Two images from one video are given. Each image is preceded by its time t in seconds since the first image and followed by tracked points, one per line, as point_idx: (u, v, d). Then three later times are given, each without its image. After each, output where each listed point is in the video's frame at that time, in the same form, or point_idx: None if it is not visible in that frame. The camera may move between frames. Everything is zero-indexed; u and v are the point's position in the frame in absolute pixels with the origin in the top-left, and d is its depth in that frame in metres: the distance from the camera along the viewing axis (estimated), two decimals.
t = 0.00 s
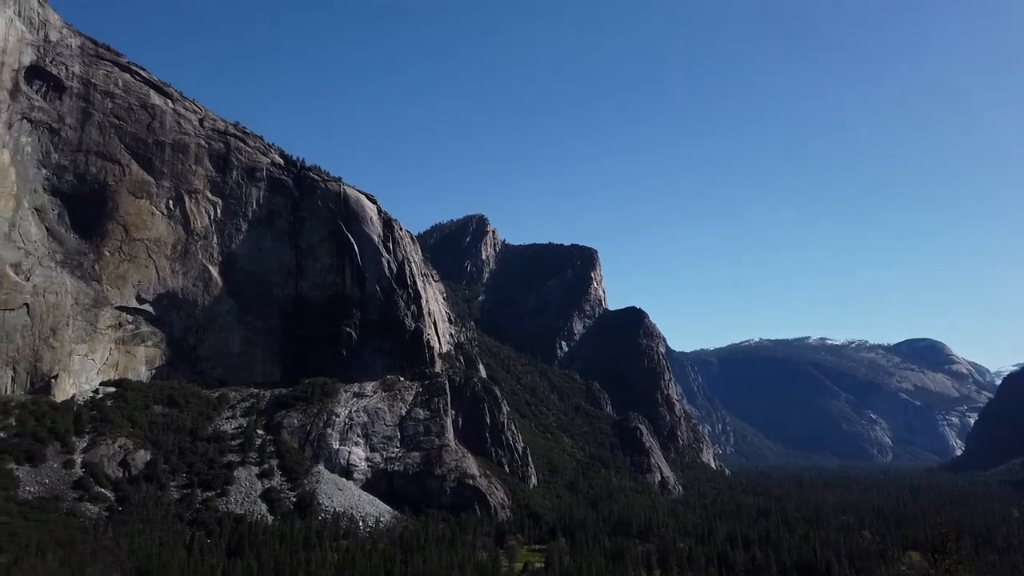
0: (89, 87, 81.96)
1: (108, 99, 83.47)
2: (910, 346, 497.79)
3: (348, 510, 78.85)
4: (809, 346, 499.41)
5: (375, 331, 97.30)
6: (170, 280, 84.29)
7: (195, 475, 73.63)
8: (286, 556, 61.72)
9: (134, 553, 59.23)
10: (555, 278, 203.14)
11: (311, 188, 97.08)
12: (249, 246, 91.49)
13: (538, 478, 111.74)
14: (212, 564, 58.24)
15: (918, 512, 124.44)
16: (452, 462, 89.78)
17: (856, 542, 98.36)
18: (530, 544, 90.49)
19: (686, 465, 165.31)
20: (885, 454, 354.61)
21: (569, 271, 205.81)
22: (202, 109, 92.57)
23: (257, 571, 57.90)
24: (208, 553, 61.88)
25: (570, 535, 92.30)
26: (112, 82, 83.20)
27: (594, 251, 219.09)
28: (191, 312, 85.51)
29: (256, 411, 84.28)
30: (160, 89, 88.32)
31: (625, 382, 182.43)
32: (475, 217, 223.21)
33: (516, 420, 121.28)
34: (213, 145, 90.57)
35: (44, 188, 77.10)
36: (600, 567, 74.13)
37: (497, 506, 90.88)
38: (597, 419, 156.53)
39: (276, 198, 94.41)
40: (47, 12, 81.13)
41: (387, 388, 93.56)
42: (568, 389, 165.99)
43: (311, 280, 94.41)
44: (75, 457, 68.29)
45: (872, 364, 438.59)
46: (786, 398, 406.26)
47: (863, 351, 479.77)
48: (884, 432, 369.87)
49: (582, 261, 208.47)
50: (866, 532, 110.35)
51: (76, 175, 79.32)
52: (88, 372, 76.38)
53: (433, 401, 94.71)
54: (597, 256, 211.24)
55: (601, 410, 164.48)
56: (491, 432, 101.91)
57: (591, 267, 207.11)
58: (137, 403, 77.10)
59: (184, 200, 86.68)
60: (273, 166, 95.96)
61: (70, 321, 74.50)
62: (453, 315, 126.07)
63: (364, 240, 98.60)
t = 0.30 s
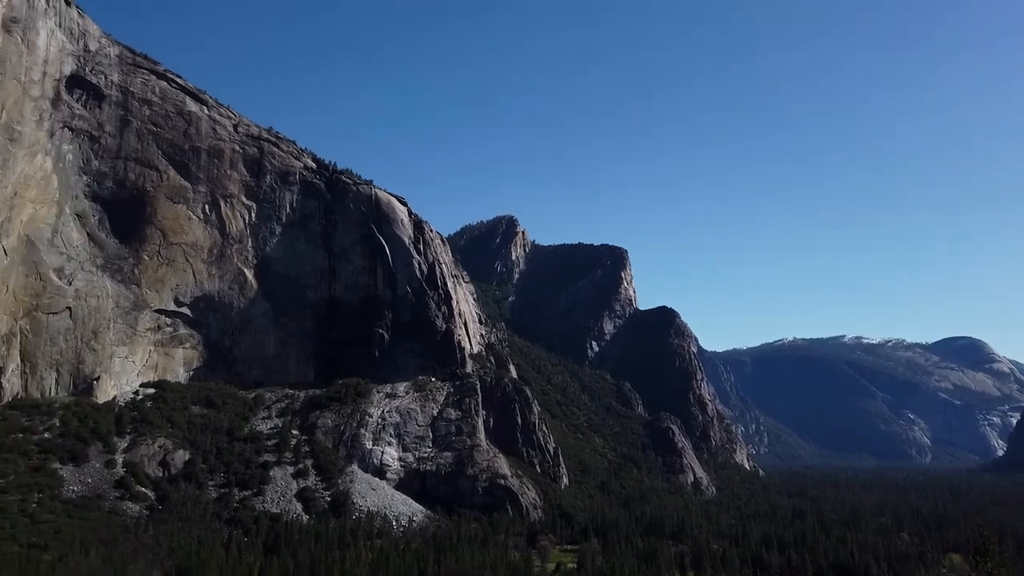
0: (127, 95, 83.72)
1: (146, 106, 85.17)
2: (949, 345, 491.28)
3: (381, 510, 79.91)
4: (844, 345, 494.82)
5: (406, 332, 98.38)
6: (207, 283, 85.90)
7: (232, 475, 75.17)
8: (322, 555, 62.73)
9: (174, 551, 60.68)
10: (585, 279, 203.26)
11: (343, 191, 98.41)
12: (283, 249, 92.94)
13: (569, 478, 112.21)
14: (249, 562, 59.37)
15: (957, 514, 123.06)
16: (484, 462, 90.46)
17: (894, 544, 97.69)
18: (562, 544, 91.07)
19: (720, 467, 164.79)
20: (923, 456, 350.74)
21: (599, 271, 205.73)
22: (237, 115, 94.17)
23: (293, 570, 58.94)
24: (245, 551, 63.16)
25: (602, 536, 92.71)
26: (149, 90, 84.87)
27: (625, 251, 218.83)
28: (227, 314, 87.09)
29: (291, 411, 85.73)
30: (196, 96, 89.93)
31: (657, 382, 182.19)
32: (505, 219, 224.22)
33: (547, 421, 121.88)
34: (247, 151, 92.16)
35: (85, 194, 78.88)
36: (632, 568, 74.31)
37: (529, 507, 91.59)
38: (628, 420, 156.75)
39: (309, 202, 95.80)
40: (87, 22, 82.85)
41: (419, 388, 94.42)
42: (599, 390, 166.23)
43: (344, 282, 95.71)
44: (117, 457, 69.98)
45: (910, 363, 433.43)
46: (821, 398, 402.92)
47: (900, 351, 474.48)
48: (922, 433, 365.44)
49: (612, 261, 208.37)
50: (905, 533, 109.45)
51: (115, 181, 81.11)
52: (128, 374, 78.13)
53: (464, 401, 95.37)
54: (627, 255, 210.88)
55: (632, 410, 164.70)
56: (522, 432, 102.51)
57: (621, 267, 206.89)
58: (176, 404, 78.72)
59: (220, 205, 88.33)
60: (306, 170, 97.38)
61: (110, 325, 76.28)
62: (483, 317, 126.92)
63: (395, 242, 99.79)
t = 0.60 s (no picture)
0: (164, 103, 85.34)
1: (182, 114, 86.86)
2: (988, 344, 483.91)
3: (415, 510, 80.96)
4: (880, 344, 489.38)
5: (438, 333, 99.34)
6: (243, 286, 87.45)
7: (268, 475, 76.52)
8: (356, 554, 63.70)
9: (213, 550, 62.12)
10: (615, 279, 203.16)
11: (375, 194, 99.60)
12: (316, 252, 94.33)
13: (601, 479, 112.55)
14: (286, 561, 60.46)
15: (998, 516, 121.54)
16: (516, 462, 91.04)
17: (934, 547, 96.85)
18: (595, 545, 91.45)
19: (754, 467, 164.09)
20: (964, 458, 345.15)
21: (629, 271, 205.55)
22: (270, 120, 95.66)
23: (329, 569, 59.93)
24: (282, 549, 64.43)
25: (635, 537, 93.06)
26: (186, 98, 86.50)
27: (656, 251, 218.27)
28: (263, 317, 88.65)
29: (325, 412, 87.03)
30: (230, 102, 91.48)
31: (689, 382, 181.74)
32: (534, 220, 225.15)
33: (579, 422, 122.34)
34: (281, 155, 93.60)
35: (124, 200, 80.51)
36: (666, 569, 74.43)
37: (561, 507, 92.18)
38: (660, 420, 156.80)
39: (341, 205, 97.07)
40: (125, 32, 84.32)
41: (450, 389, 95.04)
42: (630, 390, 166.27)
43: (376, 284, 96.89)
44: (157, 457, 71.57)
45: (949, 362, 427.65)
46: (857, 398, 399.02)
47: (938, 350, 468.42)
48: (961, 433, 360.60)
49: (642, 261, 207.78)
50: (945, 536, 108.35)
51: (154, 187, 82.88)
52: (167, 376, 79.81)
53: (495, 402, 95.90)
54: (657, 255, 210.22)
55: (664, 410, 164.71)
56: (554, 433, 103.02)
57: (651, 267, 206.46)
58: (213, 405, 80.19)
59: (255, 209, 89.86)
60: (338, 174, 98.67)
61: (149, 328, 78.00)
62: (514, 318, 127.67)
63: (426, 244, 100.93)
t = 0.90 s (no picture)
0: (201, 109, 86.82)
1: (218, 119, 88.30)
2: None
3: (448, 510, 81.24)
4: (919, 343, 483.11)
5: (470, 334, 99.79)
6: (278, 288, 88.83)
7: (304, 474, 77.66)
8: (391, 553, 64.45)
9: (251, 548, 63.32)
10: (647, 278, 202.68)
11: (406, 197, 100.47)
12: (349, 254, 95.48)
13: (635, 480, 112.56)
14: (323, 560, 61.35)
15: None
16: (548, 463, 91.25)
17: (977, 550, 95.69)
18: (628, 546, 91.50)
19: (791, 467, 162.93)
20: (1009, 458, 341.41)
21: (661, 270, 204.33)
22: (304, 124, 96.93)
23: (364, 569, 60.77)
24: (318, 548, 65.48)
25: (669, 538, 93.28)
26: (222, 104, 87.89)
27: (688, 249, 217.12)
28: (298, 319, 89.93)
29: (359, 413, 88.09)
30: (265, 108, 92.82)
31: (723, 382, 180.60)
32: (565, 220, 225.26)
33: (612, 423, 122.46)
34: (314, 159, 94.82)
35: (163, 206, 82.00)
36: (702, 570, 74.40)
37: (594, 508, 92.20)
38: (694, 420, 156.46)
39: (373, 208, 98.18)
40: (163, 40, 85.78)
41: (482, 390, 95.19)
42: (662, 390, 165.99)
43: (408, 286, 98.01)
44: (196, 457, 73.00)
45: (991, 361, 421.18)
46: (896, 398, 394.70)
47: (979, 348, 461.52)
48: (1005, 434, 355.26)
49: (674, 261, 206.43)
50: (988, 539, 106.90)
51: (191, 193, 84.43)
52: (205, 377, 81.23)
53: (527, 403, 96.10)
54: (689, 253, 208.88)
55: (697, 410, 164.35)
56: (586, 433, 103.26)
57: (683, 266, 204.84)
58: (250, 405, 81.60)
59: (289, 213, 91.16)
60: (370, 177, 99.73)
61: (188, 330, 79.50)
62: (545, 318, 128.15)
63: (458, 245, 101.78)
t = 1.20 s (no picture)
0: (236, 115, 88.18)
1: (254, 125, 89.67)
2: None
3: (481, 511, 81.54)
4: (959, 341, 476.51)
5: (503, 334, 99.65)
6: (313, 290, 90.05)
7: (340, 474, 78.70)
8: (426, 553, 64.99)
9: (288, 547, 64.13)
10: (681, 278, 202.08)
11: (438, 198, 101.19)
12: (382, 257, 96.44)
13: (669, 481, 112.36)
14: (358, 559, 62.07)
15: None
16: (581, 464, 91.57)
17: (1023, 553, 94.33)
18: (662, 547, 92.40)
19: (828, 468, 161.28)
20: None
21: (694, 269, 202.80)
22: (337, 128, 98.09)
23: (399, 568, 61.61)
24: (354, 546, 66.38)
25: (705, 540, 93.22)
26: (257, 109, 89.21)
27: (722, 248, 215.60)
28: (332, 320, 91.08)
29: (393, 413, 88.82)
30: (299, 112, 94.03)
31: (759, 381, 179.94)
32: (596, 220, 225.20)
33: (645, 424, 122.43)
34: (347, 163, 95.96)
35: (201, 210, 83.50)
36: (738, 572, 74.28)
37: (627, 508, 92.32)
38: (728, 420, 155.82)
39: (405, 210, 99.03)
40: (199, 48, 87.17)
41: (514, 391, 95.21)
42: (696, 390, 165.35)
43: (440, 287, 98.49)
44: (235, 457, 74.30)
45: None
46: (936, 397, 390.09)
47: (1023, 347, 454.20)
48: None
49: (708, 260, 204.82)
50: None
51: (228, 197, 85.86)
52: (243, 378, 82.58)
53: (559, 403, 95.73)
54: (723, 253, 206.90)
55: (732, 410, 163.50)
56: (619, 433, 103.32)
57: (717, 264, 203.70)
58: (286, 406, 82.82)
59: (323, 216, 92.39)
60: (403, 179, 100.56)
61: (226, 332, 80.93)
62: (577, 318, 128.42)
63: (489, 246, 102.13)
